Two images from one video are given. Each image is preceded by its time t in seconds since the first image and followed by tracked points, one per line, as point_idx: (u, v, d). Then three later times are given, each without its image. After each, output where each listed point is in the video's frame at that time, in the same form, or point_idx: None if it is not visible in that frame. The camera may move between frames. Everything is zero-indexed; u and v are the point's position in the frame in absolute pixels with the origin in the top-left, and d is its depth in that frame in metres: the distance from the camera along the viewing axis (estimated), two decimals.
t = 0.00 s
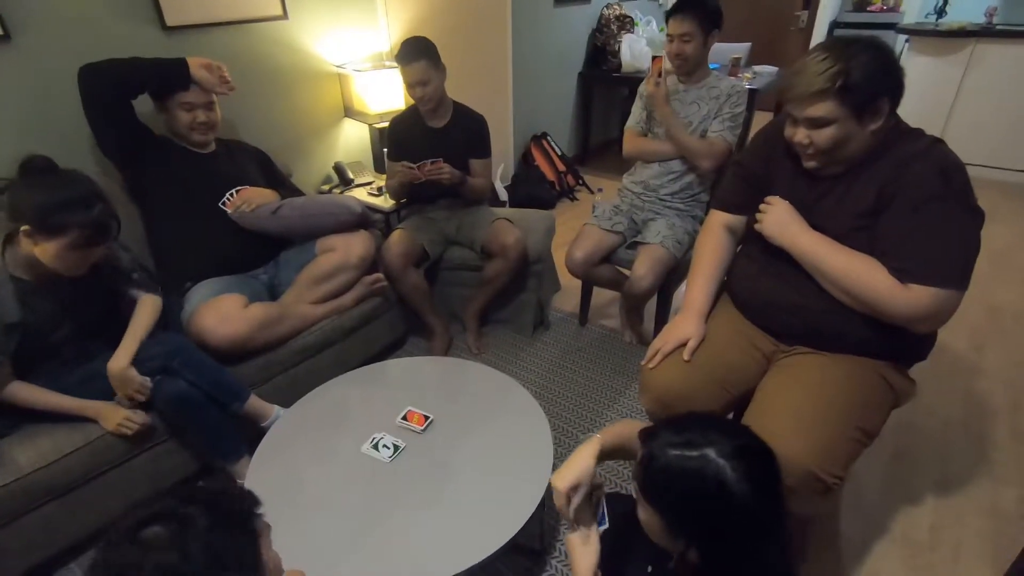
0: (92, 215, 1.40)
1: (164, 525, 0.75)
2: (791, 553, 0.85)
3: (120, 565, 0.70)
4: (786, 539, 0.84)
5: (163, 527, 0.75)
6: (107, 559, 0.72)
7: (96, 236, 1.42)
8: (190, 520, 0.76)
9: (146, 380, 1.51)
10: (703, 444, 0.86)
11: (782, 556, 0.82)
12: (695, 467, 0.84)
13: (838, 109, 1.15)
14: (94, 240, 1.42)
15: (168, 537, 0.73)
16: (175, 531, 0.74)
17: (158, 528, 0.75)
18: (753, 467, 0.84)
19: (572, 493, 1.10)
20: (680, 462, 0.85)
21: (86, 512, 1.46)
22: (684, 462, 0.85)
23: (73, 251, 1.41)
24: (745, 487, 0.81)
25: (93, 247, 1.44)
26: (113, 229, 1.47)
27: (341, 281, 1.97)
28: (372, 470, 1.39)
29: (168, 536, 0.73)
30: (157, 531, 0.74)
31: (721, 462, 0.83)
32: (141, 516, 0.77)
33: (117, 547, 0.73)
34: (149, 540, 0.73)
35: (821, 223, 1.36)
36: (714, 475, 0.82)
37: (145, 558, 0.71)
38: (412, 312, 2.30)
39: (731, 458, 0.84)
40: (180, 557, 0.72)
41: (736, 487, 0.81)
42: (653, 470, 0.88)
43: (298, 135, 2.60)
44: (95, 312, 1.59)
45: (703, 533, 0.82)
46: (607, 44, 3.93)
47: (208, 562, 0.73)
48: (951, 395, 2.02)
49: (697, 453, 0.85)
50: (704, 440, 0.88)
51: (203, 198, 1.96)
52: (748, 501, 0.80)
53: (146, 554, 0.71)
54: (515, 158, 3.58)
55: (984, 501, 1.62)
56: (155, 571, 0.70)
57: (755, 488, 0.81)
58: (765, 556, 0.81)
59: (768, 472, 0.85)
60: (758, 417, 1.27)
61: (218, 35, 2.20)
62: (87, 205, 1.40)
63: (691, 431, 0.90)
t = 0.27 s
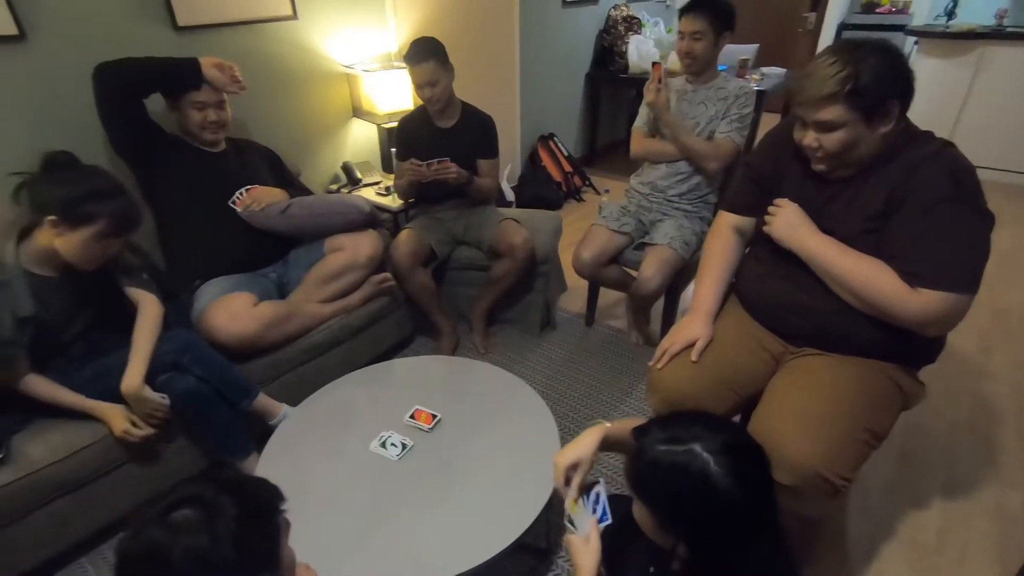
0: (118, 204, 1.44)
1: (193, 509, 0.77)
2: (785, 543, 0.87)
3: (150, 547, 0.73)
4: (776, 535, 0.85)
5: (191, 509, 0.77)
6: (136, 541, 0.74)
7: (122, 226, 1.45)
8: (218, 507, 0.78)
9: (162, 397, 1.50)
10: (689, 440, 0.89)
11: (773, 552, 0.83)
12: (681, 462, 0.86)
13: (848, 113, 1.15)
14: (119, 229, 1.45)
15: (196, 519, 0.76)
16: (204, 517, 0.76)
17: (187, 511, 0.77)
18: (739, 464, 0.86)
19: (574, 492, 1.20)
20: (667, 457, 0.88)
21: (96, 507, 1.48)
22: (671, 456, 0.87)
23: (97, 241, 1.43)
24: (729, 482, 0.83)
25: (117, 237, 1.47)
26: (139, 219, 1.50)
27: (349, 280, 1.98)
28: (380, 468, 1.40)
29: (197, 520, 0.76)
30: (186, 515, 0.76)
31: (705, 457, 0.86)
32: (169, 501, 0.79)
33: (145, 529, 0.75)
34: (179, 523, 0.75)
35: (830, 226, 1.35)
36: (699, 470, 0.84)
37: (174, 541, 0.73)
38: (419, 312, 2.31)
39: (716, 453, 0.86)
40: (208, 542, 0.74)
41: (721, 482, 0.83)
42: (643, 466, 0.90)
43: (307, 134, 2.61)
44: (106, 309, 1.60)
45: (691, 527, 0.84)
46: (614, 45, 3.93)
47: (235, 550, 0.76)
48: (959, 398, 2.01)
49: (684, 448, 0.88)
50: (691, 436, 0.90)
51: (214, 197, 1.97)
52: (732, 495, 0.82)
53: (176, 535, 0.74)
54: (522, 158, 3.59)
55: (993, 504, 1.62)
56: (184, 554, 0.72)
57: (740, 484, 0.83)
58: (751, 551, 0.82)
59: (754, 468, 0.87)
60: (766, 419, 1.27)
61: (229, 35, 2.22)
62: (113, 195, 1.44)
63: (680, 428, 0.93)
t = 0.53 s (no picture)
0: (142, 204, 1.46)
1: (214, 508, 0.78)
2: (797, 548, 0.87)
3: (171, 546, 0.75)
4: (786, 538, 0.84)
5: (212, 508, 0.78)
6: (156, 539, 0.76)
7: (145, 225, 1.47)
8: (238, 506, 0.79)
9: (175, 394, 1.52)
10: (699, 444, 0.88)
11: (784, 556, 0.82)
12: (690, 466, 0.86)
13: (862, 116, 1.15)
14: (143, 228, 1.47)
15: (215, 518, 0.77)
16: (224, 516, 0.78)
17: (208, 510, 0.78)
18: (748, 468, 0.85)
19: (594, 490, 1.20)
20: (677, 461, 0.88)
21: (113, 505, 1.50)
22: (681, 460, 0.87)
23: (122, 239, 1.45)
24: (737, 487, 0.83)
25: (141, 236, 1.48)
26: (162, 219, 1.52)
27: (361, 282, 1.99)
28: (392, 469, 1.41)
29: (218, 520, 0.77)
30: (207, 514, 0.77)
31: (715, 462, 0.85)
32: (190, 499, 0.80)
33: (166, 525, 0.77)
34: (200, 521, 0.77)
35: (844, 230, 1.35)
36: (707, 474, 0.84)
37: (196, 540, 0.75)
38: (430, 313, 2.32)
39: (725, 457, 0.86)
40: (228, 541, 0.76)
41: (728, 487, 0.83)
42: (652, 469, 0.90)
43: (320, 137, 2.64)
44: (123, 310, 1.63)
45: (699, 530, 0.84)
46: (625, 47, 3.93)
47: (255, 550, 0.77)
48: (975, 402, 1.98)
49: (693, 452, 0.87)
50: (701, 440, 0.90)
51: (228, 199, 1.99)
52: (739, 501, 0.82)
53: (197, 533, 0.75)
54: (533, 161, 3.60)
55: (1010, 511, 1.60)
56: (205, 552, 0.74)
57: (748, 488, 0.83)
58: (760, 554, 0.82)
59: (765, 472, 0.86)
60: (778, 423, 1.26)
61: (244, 39, 2.24)
62: (136, 194, 1.46)
63: (690, 431, 0.92)
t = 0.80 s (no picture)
0: (157, 206, 1.48)
1: (224, 508, 0.79)
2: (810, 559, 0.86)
3: (182, 546, 0.75)
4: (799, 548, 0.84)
5: (223, 508, 0.79)
6: (168, 539, 0.76)
7: (158, 227, 1.49)
8: (249, 507, 0.80)
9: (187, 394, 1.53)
10: (711, 453, 0.88)
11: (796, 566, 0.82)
12: (703, 476, 0.85)
13: (877, 125, 1.14)
14: (156, 230, 1.49)
15: (226, 519, 0.78)
16: (235, 517, 0.78)
17: (218, 510, 0.79)
18: (761, 478, 0.85)
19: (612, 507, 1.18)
20: (689, 469, 0.87)
21: (122, 505, 1.51)
22: (693, 469, 0.87)
23: (135, 242, 1.47)
24: (750, 497, 0.82)
25: (153, 238, 1.50)
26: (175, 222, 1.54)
27: (370, 285, 2.00)
28: (400, 473, 1.41)
29: (229, 519, 0.77)
30: (218, 514, 0.78)
31: (728, 471, 0.85)
32: (202, 499, 0.80)
33: (177, 526, 0.77)
34: (210, 521, 0.77)
35: (856, 239, 1.34)
36: (719, 483, 0.84)
37: (207, 540, 0.75)
38: (438, 317, 2.33)
39: (739, 467, 0.85)
40: (240, 541, 0.76)
41: (742, 497, 0.82)
42: (664, 478, 0.90)
43: (330, 141, 2.65)
44: (135, 311, 1.64)
45: (712, 540, 0.84)
46: (634, 53, 3.94)
47: (264, 550, 0.77)
48: (986, 414, 1.97)
49: (705, 462, 0.87)
50: (713, 450, 0.89)
51: (240, 202, 2.01)
52: (752, 511, 0.81)
53: (207, 534, 0.75)
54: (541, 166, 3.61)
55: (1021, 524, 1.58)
56: (216, 552, 0.74)
57: (761, 498, 0.83)
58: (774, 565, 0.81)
59: (777, 483, 0.86)
60: (789, 432, 1.26)
61: (257, 43, 2.27)
62: (152, 198, 1.48)
63: (702, 440, 0.92)
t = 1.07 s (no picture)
0: (159, 207, 1.48)
1: (222, 511, 0.79)
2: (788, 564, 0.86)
3: (181, 549, 0.75)
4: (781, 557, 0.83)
5: (220, 511, 0.79)
6: (168, 542, 0.76)
7: (161, 228, 1.49)
8: (247, 510, 0.80)
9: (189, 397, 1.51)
10: (698, 456, 0.87)
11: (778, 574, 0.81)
12: (687, 478, 0.84)
13: (884, 127, 1.14)
14: (159, 231, 1.49)
15: (224, 522, 0.77)
16: (232, 519, 0.78)
17: (216, 513, 0.78)
18: (746, 484, 0.84)
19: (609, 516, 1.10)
20: (675, 469, 0.86)
21: (123, 504, 1.51)
22: (679, 470, 0.85)
23: (138, 243, 1.47)
24: (733, 501, 0.81)
25: (156, 239, 1.50)
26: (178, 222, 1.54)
27: (373, 286, 2.00)
28: (400, 474, 1.41)
29: (226, 522, 0.77)
30: (215, 517, 0.78)
31: (715, 476, 0.83)
32: (201, 502, 0.81)
33: (176, 529, 0.77)
34: (209, 524, 0.77)
35: (861, 242, 1.34)
36: (705, 487, 0.83)
37: (206, 543, 0.75)
38: (440, 319, 2.33)
39: (725, 473, 0.84)
40: (239, 543, 0.76)
41: (725, 501, 0.81)
42: (649, 474, 0.89)
43: (334, 141, 2.66)
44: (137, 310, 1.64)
45: (691, 541, 0.83)
46: (638, 56, 3.94)
47: (264, 552, 0.77)
48: (989, 420, 1.96)
49: (692, 464, 0.86)
50: (701, 451, 0.88)
51: (244, 202, 2.01)
52: (734, 515, 0.81)
53: (206, 537, 0.75)
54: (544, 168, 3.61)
55: None
56: (215, 555, 0.75)
57: (744, 503, 0.82)
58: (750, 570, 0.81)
59: (761, 489, 0.85)
60: (791, 437, 1.25)
61: (262, 44, 2.27)
62: (156, 199, 1.48)
63: (691, 441, 0.90)
